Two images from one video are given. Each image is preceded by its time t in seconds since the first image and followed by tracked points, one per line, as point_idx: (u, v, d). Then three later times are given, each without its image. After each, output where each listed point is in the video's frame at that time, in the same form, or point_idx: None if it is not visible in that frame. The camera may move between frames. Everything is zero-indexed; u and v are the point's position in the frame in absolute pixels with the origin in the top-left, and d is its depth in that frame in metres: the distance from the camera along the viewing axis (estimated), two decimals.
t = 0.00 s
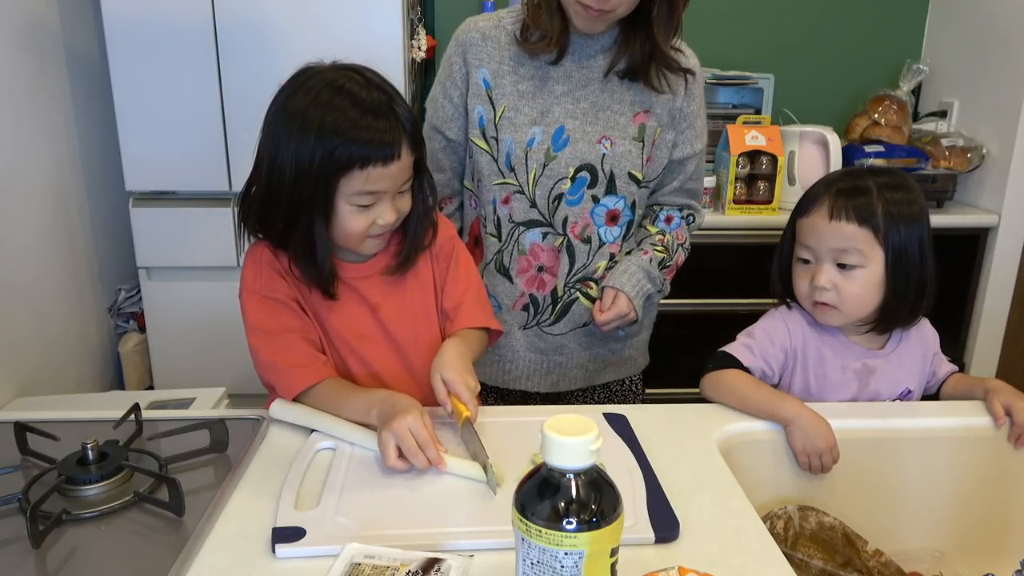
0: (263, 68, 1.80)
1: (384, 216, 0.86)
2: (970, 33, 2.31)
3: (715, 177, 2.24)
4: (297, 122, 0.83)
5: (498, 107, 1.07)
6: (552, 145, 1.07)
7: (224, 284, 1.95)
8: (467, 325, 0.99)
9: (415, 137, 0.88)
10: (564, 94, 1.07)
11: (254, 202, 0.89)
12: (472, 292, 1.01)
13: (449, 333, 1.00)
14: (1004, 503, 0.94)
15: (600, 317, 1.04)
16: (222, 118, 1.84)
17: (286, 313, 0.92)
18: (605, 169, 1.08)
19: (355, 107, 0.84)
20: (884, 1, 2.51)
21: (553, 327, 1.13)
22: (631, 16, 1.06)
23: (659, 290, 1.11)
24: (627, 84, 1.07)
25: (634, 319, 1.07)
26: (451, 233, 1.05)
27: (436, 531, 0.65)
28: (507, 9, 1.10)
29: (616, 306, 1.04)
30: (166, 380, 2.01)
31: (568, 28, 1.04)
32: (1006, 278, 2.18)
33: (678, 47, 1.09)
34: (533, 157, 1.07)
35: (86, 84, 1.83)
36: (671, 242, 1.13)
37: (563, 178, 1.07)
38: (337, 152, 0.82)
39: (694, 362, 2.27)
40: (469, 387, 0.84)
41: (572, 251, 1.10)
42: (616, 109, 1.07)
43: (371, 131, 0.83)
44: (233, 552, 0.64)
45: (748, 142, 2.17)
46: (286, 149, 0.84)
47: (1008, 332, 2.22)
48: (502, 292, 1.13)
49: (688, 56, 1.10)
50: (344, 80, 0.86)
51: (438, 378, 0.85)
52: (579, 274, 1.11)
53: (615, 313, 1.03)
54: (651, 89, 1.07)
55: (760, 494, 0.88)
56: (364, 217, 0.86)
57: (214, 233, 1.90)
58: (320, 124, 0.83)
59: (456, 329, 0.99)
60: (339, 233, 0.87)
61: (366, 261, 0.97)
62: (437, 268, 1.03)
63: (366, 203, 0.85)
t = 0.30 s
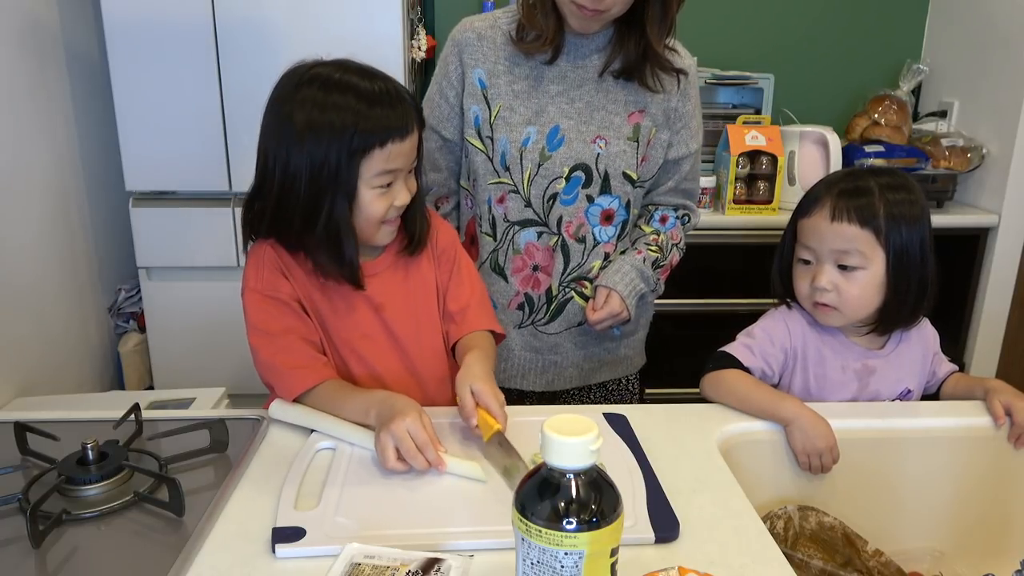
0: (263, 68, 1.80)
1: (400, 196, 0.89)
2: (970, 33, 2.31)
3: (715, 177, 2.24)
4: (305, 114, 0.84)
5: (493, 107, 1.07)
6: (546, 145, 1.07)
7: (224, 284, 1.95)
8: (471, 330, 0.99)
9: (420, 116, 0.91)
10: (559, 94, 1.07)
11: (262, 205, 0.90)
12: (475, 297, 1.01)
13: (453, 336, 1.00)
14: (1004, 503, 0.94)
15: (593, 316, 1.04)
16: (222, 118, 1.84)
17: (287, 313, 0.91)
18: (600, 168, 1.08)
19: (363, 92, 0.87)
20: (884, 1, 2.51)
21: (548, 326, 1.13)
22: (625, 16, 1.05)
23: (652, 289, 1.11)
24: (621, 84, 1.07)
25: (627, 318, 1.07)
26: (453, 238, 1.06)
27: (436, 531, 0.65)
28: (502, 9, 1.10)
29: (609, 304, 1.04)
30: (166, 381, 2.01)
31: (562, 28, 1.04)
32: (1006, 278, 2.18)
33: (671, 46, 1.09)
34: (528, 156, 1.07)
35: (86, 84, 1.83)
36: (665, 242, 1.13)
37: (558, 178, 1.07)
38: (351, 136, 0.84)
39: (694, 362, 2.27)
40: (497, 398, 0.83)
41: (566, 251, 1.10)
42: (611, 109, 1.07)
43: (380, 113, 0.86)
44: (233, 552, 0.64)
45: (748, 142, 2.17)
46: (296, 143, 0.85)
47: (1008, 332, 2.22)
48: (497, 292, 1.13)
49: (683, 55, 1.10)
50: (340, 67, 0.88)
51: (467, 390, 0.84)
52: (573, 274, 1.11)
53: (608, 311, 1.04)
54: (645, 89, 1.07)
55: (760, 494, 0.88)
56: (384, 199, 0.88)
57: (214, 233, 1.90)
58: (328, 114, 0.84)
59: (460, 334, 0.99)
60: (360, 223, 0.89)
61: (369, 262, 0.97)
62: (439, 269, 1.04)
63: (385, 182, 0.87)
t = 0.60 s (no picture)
0: (262, 67, 1.80)
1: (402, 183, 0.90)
2: (970, 33, 2.31)
3: (715, 177, 2.24)
4: (300, 110, 0.86)
5: (489, 107, 1.07)
6: (543, 145, 1.07)
7: (224, 284, 1.95)
8: (476, 331, 0.99)
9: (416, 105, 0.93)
10: (555, 94, 1.07)
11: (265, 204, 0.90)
12: (480, 300, 1.02)
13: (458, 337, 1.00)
14: (1005, 504, 0.94)
15: (591, 315, 1.04)
16: (222, 118, 1.84)
17: (292, 312, 0.91)
18: (597, 167, 1.08)
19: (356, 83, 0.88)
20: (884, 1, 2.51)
21: (546, 326, 1.13)
22: (620, 15, 1.06)
23: (650, 288, 1.11)
24: (617, 83, 1.07)
25: (625, 317, 1.07)
26: (461, 244, 1.07)
27: (436, 531, 0.65)
28: (498, 9, 1.10)
29: (606, 304, 1.04)
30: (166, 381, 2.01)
31: (558, 27, 1.04)
32: (1006, 278, 2.18)
33: (666, 44, 1.09)
34: (525, 156, 1.07)
35: (86, 84, 1.83)
36: (664, 241, 1.13)
37: (555, 178, 1.08)
38: (347, 125, 0.85)
39: (695, 362, 2.27)
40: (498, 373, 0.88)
41: (564, 250, 1.10)
42: (607, 109, 1.07)
43: (375, 101, 0.87)
44: (233, 552, 0.64)
45: (748, 142, 2.17)
46: (293, 138, 0.86)
47: (1008, 332, 2.22)
48: (495, 292, 1.13)
49: (678, 53, 1.09)
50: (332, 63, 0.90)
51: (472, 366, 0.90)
52: (571, 274, 1.11)
53: (605, 310, 1.03)
54: (641, 88, 1.07)
55: (759, 493, 0.88)
56: (384, 187, 0.89)
57: (214, 233, 1.90)
58: (323, 105, 0.86)
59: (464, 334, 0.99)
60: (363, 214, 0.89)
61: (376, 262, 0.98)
62: (443, 269, 1.04)
63: (385, 170, 0.88)
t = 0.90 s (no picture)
0: (262, 67, 1.80)
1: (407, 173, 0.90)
2: (970, 33, 2.31)
3: (715, 177, 2.24)
4: (301, 107, 0.86)
5: (486, 107, 1.07)
6: (540, 145, 1.07)
7: (224, 284, 1.95)
8: (476, 331, 1.01)
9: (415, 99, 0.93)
10: (552, 94, 1.07)
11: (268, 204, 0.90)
12: (478, 302, 1.04)
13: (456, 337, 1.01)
14: (1005, 504, 0.94)
15: (587, 315, 1.04)
16: (222, 118, 1.84)
17: (296, 311, 0.91)
18: (594, 167, 1.08)
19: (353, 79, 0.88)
20: (884, 1, 2.51)
21: (543, 326, 1.13)
22: (618, 15, 1.06)
23: (647, 288, 1.11)
24: (615, 82, 1.07)
25: (621, 317, 1.07)
26: (460, 247, 1.08)
27: (436, 531, 0.65)
28: (496, 9, 1.10)
29: (602, 304, 1.04)
30: (167, 380, 2.01)
31: (555, 27, 1.04)
32: (1006, 278, 2.18)
33: (664, 43, 1.09)
34: (522, 156, 1.07)
35: (86, 84, 1.83)
36: (661, 241, 1.13)
37: (552, 178, 1.08)
38: (348, 118, 0.86)
39: (695, 362, 2.27)
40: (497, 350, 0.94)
41: (560, 251, 1.10)
42: (605, 108, 1.07)
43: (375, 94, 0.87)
44: (233, 552, 0.64)
45: (748, 142, 2.17)
46: (295, 135, 0.86)
47: (1008, 332, 2.21)
48: (492, 292, 1.13)
49: (677, 53, 1.09)
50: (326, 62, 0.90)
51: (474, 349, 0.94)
52: (568, 274, 1.11)
53: (601, 310, 1.04)
54: (639, 88, 1.07)
55: (760, 494, 0.88)
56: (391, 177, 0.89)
57: (214, 233, 1.90)
58: (322, 101, 0.86)
59: (464, 333, 1.00)
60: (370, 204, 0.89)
61: (380, 262, 0.98)
62: (443, 270, 1.05)
63: (390, 160, 0.89)
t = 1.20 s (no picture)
0: (262, 67, 1.80)
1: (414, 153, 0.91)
2: (970, 33, 2.31)
3: (715, 177, 2.24)
4: (306, 102, 0.86)
5: (484, 106, 1.07)
6: (538, 144, 1.07)
7: (224, 284, 1.95)
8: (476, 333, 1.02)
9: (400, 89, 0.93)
10: (550, 93, 1.07)
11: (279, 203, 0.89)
12: (478, 305, 1.05)
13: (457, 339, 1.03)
14: (1005, 504, 0.94)
15: (585, 315, 1.04)
16: (221, 118, 1.84)
17: (300, 312, 0.90)
18: (592, 167, 1.08)
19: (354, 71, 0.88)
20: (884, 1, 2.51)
21: (542, 326, 1.13)
22: (616, 14, 1.06)
23: (646, 288, 1.11)
24: (613, 81, 1.07)
25: (620, 318, 1.07)
26: (460, 248, 1.09)
27: (436, 531, 0.65)
28: (494, 9, 1.10)
29: (601, 304, 1.04)
30: (167, 380, 2.01)
31: (553, 26, 1.04)
32: (1006, 278, 2.18)
33: (662, 42, 1.09)
34: (520, 156, 1.07)
35: (85, 84, 1.83)
36: (660, 241, 1.13)
37: (550, 177, 1.07)
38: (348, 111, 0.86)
39: (695, 362, 2.27)
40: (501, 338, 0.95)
41: (559, 250, 1.10)
42: (603, 108, 1.07)
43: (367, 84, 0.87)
44: (233, 552, 0.64)
45: (748, 142, 2.17)
46: (303, 128, 0.85)
47: (1008, 332, 2.21)
48: (490, 292, 1.13)
49: (675, 51, 1.09)
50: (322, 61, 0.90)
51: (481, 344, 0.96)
52: (567, 274, 1.11)
53: (600, 310, 1.04)
54: (637, 87, 1.07)
55: (762, 495, 0.89)
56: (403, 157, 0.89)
57: (214, 233, 1.90)
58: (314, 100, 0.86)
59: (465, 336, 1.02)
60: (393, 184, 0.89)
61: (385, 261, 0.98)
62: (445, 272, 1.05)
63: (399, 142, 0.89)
